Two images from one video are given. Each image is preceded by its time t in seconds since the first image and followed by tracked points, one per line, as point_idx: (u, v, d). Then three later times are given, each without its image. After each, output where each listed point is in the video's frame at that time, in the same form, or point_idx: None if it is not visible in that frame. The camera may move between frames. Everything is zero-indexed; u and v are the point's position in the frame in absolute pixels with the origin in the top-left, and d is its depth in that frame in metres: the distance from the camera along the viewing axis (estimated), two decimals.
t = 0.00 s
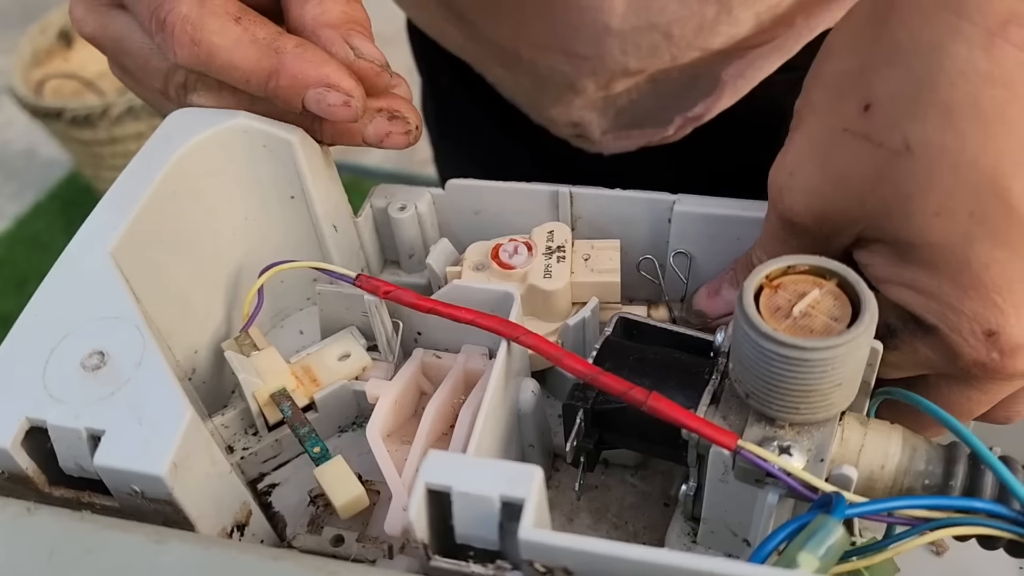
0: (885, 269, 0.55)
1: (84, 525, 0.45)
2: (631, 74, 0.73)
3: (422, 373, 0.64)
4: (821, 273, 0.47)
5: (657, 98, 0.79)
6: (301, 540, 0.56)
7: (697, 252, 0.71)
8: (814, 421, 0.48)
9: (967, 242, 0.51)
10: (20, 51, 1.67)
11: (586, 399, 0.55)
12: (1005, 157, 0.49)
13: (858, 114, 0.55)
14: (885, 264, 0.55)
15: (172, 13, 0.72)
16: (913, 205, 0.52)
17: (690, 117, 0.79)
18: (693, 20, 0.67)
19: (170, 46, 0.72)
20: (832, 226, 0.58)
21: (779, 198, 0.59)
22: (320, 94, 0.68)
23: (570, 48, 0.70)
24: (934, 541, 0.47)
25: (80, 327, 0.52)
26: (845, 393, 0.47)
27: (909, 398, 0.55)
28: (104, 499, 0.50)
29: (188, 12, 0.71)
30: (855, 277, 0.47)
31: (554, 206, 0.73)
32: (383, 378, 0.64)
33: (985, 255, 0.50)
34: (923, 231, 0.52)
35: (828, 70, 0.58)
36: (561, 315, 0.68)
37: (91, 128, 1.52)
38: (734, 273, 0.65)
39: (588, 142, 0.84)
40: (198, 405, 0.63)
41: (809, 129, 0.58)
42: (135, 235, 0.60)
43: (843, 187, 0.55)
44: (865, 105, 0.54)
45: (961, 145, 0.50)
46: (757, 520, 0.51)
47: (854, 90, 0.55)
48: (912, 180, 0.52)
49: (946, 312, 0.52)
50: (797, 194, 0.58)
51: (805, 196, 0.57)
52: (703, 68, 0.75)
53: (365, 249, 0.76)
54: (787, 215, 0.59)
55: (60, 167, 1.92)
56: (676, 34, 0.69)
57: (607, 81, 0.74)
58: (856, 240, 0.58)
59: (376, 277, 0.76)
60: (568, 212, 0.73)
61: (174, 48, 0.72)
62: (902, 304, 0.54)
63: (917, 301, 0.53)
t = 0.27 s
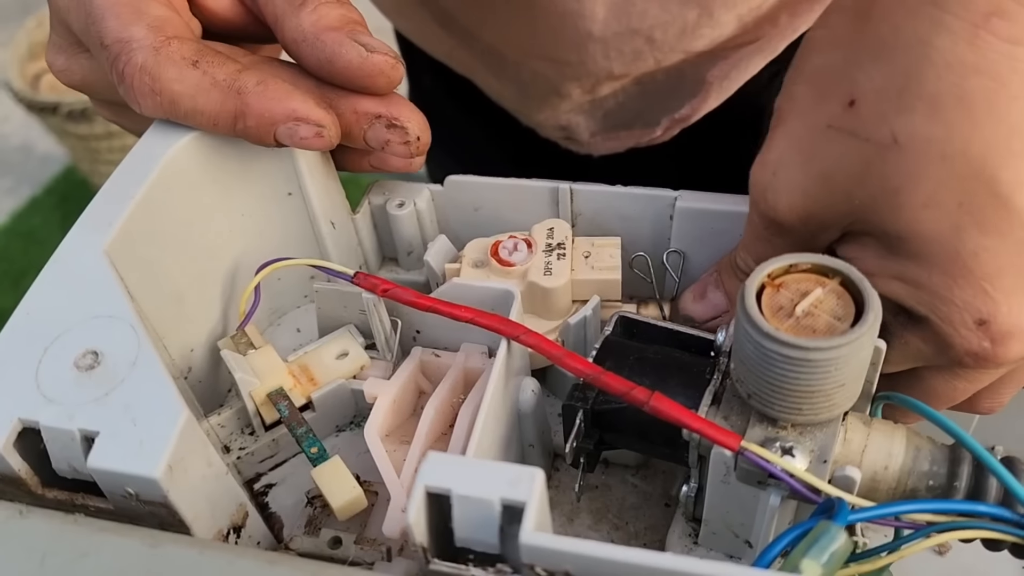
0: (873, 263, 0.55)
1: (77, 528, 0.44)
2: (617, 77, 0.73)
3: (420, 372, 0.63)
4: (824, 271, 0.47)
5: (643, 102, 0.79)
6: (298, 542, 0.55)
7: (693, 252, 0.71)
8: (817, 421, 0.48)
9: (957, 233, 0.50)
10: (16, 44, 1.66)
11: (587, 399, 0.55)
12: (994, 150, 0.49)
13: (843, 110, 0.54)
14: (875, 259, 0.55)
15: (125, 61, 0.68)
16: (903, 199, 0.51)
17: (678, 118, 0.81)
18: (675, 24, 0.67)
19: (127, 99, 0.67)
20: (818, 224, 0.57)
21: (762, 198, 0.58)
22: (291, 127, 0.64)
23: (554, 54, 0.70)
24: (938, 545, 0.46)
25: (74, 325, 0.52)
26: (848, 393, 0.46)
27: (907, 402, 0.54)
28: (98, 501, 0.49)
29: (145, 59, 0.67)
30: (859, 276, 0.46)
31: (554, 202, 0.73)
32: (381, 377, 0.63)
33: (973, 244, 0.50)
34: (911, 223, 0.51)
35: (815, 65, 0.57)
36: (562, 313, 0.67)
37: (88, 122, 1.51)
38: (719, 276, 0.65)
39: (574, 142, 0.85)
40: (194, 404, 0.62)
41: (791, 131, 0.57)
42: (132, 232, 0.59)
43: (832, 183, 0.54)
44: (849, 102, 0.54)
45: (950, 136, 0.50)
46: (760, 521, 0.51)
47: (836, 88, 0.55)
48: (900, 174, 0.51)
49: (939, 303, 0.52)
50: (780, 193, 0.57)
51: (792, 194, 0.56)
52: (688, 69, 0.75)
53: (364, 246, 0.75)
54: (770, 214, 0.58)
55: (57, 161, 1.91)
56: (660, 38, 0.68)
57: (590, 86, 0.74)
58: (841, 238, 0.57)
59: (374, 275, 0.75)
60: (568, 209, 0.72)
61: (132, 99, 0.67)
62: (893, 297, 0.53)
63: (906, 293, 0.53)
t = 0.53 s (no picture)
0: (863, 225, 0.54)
1: (75, 525, 0.44)
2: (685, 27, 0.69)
3: (420, 368, 0.63)
4: (826, 268, 0.47)
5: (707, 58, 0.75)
6: (296, 539, 0.55)
7: (688, 250, 0.71)
8: (818, 418, 0.48)
9: (947, 190, 0.50)
10: (12, 40, 1.65)
11: (587, 395, 0.55)
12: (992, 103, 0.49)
13: (851, 56, 0.55)
14: (865, 220, 0.54)
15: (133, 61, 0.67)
16: (898, 146, 0.51)
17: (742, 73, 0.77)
18: None
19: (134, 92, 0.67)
20: (822, 173, 0.57)
21: (768, 149, 0.59)
22: (292, 146, 0.64)
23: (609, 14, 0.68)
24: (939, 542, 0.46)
25: (72, 321, 0.52)
26: (850, 390, 0.46)
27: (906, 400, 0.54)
28: (96, 498, 0.49)
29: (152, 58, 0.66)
30: (861, 272, 0.46)
31: (554, 198, 0.72)
32: (381, 373, 0.63)
33: (962, 204, 0.50)
34: (902, 174, 0.51)
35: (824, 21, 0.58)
36: (560, 310, 0.67)
37: (85, 118, 1.50)
38: (718, 264, 0.65)
39: (650, 113, 0.83)
40: (193, 400, 0.62)
41: (802, 80, 0.57)
42: (131, 228, 0.59)
43: (835, 127, 0.55)
44: (859, 46, 0.54)
45: (950, 84, 0.50)
46: (760, 518, 0.51)
47: (849, 33, 0.55)
48: (896, 120, 0.52)
49: (920, 271, 0.51)
50: (791, 140, 0.57)
51: (799, 143, 0.57)
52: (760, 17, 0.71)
53: (363, 242, 0.76)
54: (776, 165, 0.58)
55: (54, 157, 1.90)
56: None
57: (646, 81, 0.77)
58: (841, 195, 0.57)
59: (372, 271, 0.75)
60: (567, 205, 0.72)
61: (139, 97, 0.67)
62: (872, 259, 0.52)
63: (886, 257, 0.52)
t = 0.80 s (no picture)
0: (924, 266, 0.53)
1: (70, 522, 0.44)
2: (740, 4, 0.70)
3: (416, 365, 0.63)
4: (823, 264, 0.47)
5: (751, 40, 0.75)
6: (292, 536, 0.55)
7: (684, 248, 0.71)
8: (814, 415, 0.48)
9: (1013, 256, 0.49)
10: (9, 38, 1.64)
11: (583, 392, 0.55)
12: None
13: (959, 94, 0.54)
14: (928, 263, 0.53)
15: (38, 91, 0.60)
16: (998, 183, 0.50)
17: (795, 44, 0.74)
18: None
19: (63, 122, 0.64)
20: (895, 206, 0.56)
21: (857, 169, 0.58)
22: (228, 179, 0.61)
23: None
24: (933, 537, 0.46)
25: (67, 318, 0.51)
26: (847, 387, 0.46)
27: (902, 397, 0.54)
28: (92, 495, 0.49)
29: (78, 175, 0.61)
30: (857, 269, 0.46)
31: (550, 195, 0.72)
32: (376, 370, 0.63)
33: None
34: (974, 220, 0.51)
35: (946, 50, 0.57)
36: (557, 307, 0.67)
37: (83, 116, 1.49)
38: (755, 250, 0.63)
39: (674, 90, 0.78)
40: (189, 397, 0.62)
41: (907, 106, 0.57)
42: (126, 225, 0.59)
43: (921, 166, 0.54)
44: (968, 86, 0.54)
45: None
46: (756, 514, 0.51)
47: (959, 69, 0.55)
48: (990, 170, 0.51)
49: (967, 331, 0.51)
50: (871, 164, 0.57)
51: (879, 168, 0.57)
52: None
53: (359, 240, 0.75)
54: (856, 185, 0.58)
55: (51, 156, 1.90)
56: None
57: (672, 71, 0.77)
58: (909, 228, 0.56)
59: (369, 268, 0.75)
60: (563, 202, 0.72)
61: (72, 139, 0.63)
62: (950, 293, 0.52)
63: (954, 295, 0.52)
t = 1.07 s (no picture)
0: (924, 320, 0.54)
1: (69, 520, 0.44)
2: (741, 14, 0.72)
3: (415, 364, 0.63)
4: (820, 264, 0.47)
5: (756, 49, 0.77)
6: (292, 534, 0.56)
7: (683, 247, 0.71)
8: (812, 414, 0.48)
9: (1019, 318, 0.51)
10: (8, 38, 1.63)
11: (582, 391, 0.55)
12: None
13: (947, 168, 0.54)
14: (929, 304, 0.54)
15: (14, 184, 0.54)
16: (990, 242, 0.51)
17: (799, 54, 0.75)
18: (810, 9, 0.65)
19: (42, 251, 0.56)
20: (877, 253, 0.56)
21: (842, 193, 0.57)
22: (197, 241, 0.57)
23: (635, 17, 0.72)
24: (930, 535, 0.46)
25: (67, 317, 0.52)
26: (844, 386, 0.46)
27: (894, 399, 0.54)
28: (91, 493, 0.49)
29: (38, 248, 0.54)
30: (854, 269, 0.46)
31: (550, 194, 0.73)
32: (375, 369, 0.64)
33: None
34: (982, 297, 0.51)
35: (933, 109, 0.56)
36: (556, 305, 0.67)
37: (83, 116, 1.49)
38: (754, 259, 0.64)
39: (678, 97, 0.81)
40: (189, 396, 0.62)
41: (885, 164, 0.57)
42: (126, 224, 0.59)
43: (911, 216, 0.54)
44: (958, 161, 0.53)
45: None
46: (754, 513, 0.51)
47: (947, 141, 0.54)
48: (985, 245, 0.51)
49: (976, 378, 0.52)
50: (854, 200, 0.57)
51: (856, 226, 0.56)
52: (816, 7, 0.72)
53: (358, 238, 0.75)
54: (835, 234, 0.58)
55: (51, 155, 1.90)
56: None
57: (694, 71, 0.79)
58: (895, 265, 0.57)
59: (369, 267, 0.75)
60: (563, 201, 0.72)
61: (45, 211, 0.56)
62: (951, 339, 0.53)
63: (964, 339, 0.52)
